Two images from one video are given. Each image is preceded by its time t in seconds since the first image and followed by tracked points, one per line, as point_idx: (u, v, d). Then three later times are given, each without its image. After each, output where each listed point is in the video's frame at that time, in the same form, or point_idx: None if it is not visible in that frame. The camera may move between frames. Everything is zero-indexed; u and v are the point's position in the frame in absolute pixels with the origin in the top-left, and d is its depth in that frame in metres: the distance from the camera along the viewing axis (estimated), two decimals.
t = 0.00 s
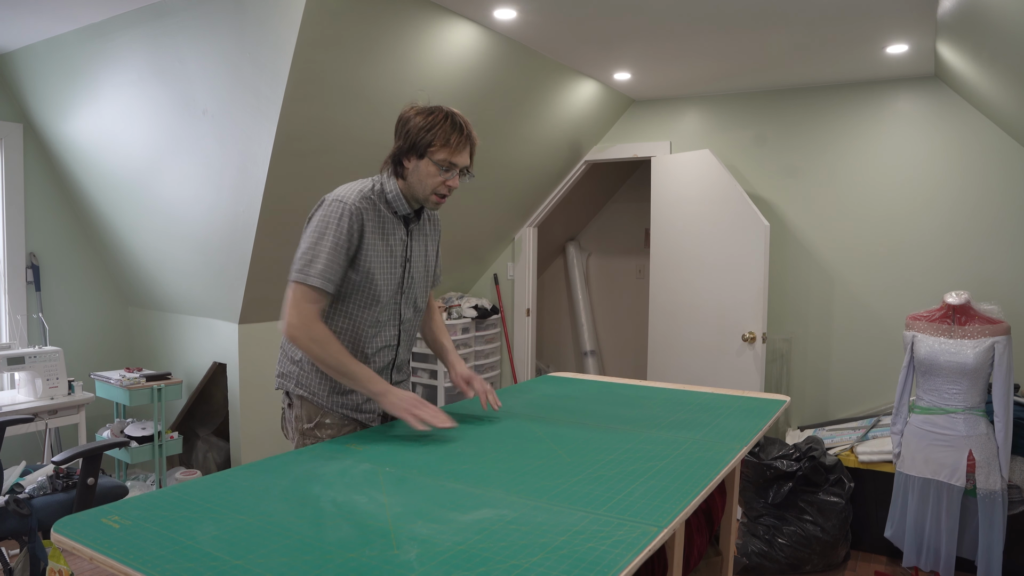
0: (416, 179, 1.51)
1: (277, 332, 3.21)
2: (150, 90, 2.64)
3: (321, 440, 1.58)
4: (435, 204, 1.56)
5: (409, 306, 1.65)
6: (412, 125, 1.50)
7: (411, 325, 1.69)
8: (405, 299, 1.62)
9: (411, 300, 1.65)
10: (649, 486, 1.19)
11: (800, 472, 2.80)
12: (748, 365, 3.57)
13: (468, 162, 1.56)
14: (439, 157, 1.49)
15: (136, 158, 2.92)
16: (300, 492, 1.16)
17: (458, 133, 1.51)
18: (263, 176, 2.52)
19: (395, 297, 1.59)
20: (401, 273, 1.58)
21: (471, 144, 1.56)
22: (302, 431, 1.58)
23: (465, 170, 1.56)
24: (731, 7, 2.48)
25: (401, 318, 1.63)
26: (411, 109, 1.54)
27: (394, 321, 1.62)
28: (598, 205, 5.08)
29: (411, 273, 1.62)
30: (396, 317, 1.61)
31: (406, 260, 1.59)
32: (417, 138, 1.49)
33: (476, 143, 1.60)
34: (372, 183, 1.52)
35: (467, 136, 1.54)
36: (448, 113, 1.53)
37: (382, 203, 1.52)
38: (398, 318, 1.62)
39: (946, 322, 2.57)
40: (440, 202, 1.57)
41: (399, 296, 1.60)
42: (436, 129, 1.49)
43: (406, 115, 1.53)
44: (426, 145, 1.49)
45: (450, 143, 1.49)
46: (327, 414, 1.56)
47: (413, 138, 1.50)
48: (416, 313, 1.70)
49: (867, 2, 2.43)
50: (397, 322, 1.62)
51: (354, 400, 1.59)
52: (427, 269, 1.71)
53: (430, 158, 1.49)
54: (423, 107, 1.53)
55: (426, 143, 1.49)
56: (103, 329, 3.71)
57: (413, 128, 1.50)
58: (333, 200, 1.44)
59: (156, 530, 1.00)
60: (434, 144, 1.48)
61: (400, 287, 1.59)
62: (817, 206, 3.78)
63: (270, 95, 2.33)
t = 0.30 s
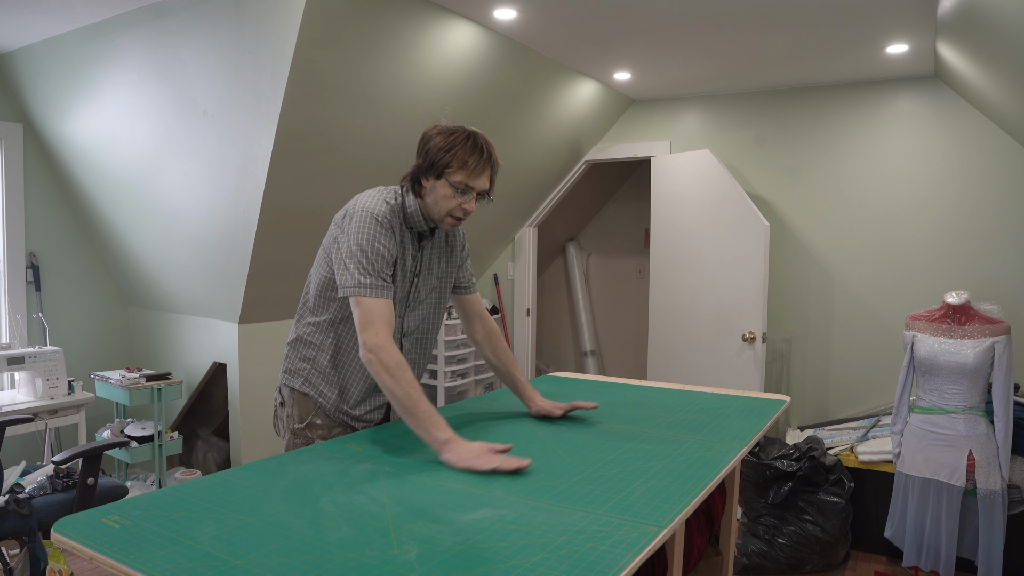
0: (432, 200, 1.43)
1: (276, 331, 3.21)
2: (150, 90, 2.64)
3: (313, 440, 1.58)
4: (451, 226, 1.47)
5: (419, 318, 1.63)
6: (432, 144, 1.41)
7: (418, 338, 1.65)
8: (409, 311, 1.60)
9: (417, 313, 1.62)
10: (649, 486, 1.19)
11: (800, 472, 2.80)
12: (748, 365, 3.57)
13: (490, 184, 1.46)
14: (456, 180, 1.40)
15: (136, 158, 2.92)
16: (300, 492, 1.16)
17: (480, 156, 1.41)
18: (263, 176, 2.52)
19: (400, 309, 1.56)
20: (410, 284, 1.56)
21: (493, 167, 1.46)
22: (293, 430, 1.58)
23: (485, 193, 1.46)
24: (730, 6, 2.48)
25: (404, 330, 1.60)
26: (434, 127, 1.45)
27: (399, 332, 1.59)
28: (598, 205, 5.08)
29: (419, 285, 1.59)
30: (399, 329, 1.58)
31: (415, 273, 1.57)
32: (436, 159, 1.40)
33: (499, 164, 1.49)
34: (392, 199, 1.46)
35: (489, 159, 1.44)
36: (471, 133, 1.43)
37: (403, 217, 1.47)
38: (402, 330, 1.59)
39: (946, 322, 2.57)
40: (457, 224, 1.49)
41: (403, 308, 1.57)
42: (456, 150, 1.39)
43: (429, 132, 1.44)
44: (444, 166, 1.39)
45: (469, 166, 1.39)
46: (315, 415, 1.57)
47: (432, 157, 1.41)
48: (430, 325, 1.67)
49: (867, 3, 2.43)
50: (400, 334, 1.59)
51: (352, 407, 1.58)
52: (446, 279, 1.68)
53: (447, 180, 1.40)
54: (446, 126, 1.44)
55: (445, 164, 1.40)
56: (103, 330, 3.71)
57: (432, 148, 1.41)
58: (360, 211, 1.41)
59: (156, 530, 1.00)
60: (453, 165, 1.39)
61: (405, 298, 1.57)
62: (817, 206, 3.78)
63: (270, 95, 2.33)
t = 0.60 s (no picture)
0: (435, 198, 1.42)
1: (276, 331, 3.21)
2: (150, 90, 2.64)
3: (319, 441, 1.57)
4: (454, 226, 1.44)
5: (432, 321, 1.62)
6: (437, 142, 1.41)
7: (431, 341, 1.65)
8: (424, 315, 1.59)
9: (430, 316, 1.61)
10: (649, 486, 1.19)
11: (800, 472, 2.80)
12: (748, 365, 3.57)
13: (495, 183, 1.42)
14: (454, 176, 1.38)
15: (136, 158, 2.92)
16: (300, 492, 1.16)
17: (481, 152, 1.39)
18: (263, 176, 2.52)
19: (415, 313, 1.56)
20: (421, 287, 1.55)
21: (499, 165, 1.43)
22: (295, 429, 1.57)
23: (489, 192, 1.42)
24: (730, 6, 2.48)
25: (419, 335, 1.59)
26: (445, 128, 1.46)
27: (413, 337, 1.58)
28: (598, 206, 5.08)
29: (432, 289, 1.58)
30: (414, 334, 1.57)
31: (428, 276, 1.56)
32: (439, 155, 1.40)
33: (507, 164, 1.45)
34: (401, 199, 1.46)
35: (493, 156, 1.41)
36: (477, 132, 1.42)
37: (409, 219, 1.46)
38: (417, 334, 1.58)
39: (946, 322, 2.57)
40: (462, 224, 1.45)
41: (417, 313, 1.56)
42: (457, 146, 1.38)
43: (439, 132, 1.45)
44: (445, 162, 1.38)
45: (467, 161, 1.37)
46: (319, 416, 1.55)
47: (436, 155, 1.41)
48: (441, 327, 1.67)
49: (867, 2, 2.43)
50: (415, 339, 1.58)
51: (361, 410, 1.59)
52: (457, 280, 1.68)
53: (446, 177, 1.38)
54: (456, 126, 1.44)
55: (446, 161, 1.39)
56: (103, 330, 3.71)
57: (437, 146, 1.41)
58: (361, 209, 1.39)
59: (156, 530, 1.00)
60: (453, 161, 1.38)
61: (420, 303, 1.56)
62: (817, 206, 3.78)
63: (270, 95, 2.33)
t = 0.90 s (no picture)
0: (435, 194, 1.42)
1: (276, 331, 3.21)
2: (150, 90, 2.64)
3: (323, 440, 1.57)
4: (455, 221, 1.43)
5: (437, 319, 1.61)
6: (436, 138, 1.42)
7: (437, 340, 1.64)
8: (430, 314, 1.58)
9: (436, 315, 1.60)
10: (649, 486, 1.19)
11: (800, 472, 2.80)
12: (748, 365, 3.57)
13: (493, 176, 1.40)
14: (450, 169, 1.37)
15: (136, 158, 2.92)
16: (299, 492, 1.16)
17: (476, 144, 1.38)
18: (263, 176, 2.52)
19: (420, 312, 1.55)
20: (428, 285, 1.54)
21: (497, 157, 1.41)
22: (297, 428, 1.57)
23: (487, 185, 1.40)
24: (730, 6, 2.48)
25: (424, 334, 1.58)
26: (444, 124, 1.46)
27: (418, 336, 1.58)
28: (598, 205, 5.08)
29: (438, 287, 1.58)
30: (420, 333, 1.57)
31: (434, 275, 1.55)
32: (436, 150, 1.40)
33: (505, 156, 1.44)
34: (405, 198, 1.46)
35: (490, 149, 1.39)
36: (474, 125, 1.41)
37: (413, 217, 1.46)
38: (422, 333, 1.57)
39: (946, 322, 2.58)
40: (464, 220, 1.44)
41: (423, 312, 1.56)
42: (453, 140, 1.38)
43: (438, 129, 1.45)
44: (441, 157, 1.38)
45: (462, 153, 1.36)
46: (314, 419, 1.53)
47: (434, 150, 1.41)
48: (447, 326, 1.66)
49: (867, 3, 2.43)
50: (420, 338, 1.57)
51: (365, 409, 1.59)
52: (464, 277, 1.68)
53: (443, 171, 1.38)
54: (454, 121, 1.44)
55: (442, 155, 1.38)
56: (103, 330, 3.71)
57: (435, 141, 1.41)
58: (363, 207, 1.39)
59: (156, 530, 1.00)
60: (448, 154, 1.37)
61: (426, 302, 1.55)
62: (816, 206, 3.78)
63: (270, 95, 2.33)
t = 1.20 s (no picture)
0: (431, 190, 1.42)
1: (276, 331, 3.21)
2: (150, 90, 2.64)
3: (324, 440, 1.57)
4: (453, 215, 1.41)
5: (438, 319, 1.61)
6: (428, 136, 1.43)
7: (437, 339, 1.64)
8: (431, 313, 1.58)
9: (437, 315, 1.60)
10: (649, 486, 1.19)
11: (800, 472, 2.80)
12: (748, 365, 3.57)
13: (485, 163, 1.39)
14: (441, 160, 1.37)
15: (136, 158, 2.92)
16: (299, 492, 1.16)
17: (466, 133, 1.38)
18: (263, 176, 2.52)
19: (422, 312, 1.55)
20: (429, 284, 1.54)
21: (488, 146, 1.40)
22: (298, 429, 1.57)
23: (479, 173, 1.39)
24: (730, 6, 2.48)
25: (425, 333, 1.59)
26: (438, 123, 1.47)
27: (419, 335, 1.58)
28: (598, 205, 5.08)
29: (440, 287, 1.58)
30: (420, 333, 1.57)
31: (436, 274, 1.55)
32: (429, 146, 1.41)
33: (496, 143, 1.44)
34: (407, 196, 1.46)
35: (480, 137, 1.39)
36: (464, 118, 1.42)
37: (416, 216, 1.46)
38: (423, 332, 1.57)
39: (946, 322, 2.58)
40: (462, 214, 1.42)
41: (424, 311, 1.56)
42: (442, 132, 1.39)
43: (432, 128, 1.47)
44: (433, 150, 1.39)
45: (451, 142, 1.36)
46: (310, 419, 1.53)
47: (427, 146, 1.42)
48: (448, 325, 1.66)
49: (867, 3, 2.43)
50: (420, 337, 1.58)
51: (366, 409, 1.59)
52: (466, 277, 1.68)
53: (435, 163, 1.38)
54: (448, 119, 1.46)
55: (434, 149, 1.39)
56: (103, 330, 3.71)
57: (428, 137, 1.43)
58: (366, 206, 1.39)
59: (157, 530, 1.00)
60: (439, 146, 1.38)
61: (427, 302, 1.55)
62: (815, 206, 3.78)
63: (270, 95, 2.33)
